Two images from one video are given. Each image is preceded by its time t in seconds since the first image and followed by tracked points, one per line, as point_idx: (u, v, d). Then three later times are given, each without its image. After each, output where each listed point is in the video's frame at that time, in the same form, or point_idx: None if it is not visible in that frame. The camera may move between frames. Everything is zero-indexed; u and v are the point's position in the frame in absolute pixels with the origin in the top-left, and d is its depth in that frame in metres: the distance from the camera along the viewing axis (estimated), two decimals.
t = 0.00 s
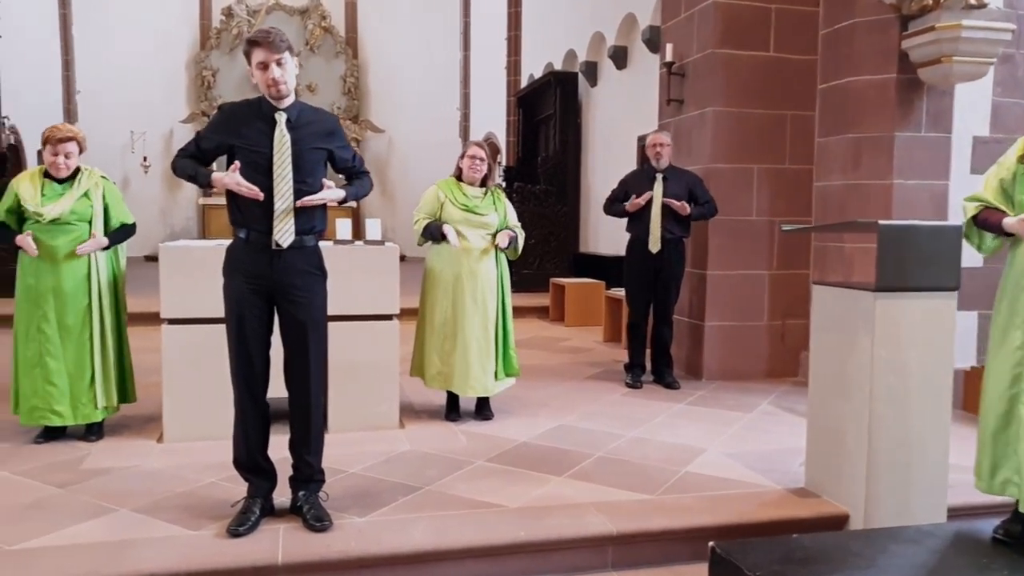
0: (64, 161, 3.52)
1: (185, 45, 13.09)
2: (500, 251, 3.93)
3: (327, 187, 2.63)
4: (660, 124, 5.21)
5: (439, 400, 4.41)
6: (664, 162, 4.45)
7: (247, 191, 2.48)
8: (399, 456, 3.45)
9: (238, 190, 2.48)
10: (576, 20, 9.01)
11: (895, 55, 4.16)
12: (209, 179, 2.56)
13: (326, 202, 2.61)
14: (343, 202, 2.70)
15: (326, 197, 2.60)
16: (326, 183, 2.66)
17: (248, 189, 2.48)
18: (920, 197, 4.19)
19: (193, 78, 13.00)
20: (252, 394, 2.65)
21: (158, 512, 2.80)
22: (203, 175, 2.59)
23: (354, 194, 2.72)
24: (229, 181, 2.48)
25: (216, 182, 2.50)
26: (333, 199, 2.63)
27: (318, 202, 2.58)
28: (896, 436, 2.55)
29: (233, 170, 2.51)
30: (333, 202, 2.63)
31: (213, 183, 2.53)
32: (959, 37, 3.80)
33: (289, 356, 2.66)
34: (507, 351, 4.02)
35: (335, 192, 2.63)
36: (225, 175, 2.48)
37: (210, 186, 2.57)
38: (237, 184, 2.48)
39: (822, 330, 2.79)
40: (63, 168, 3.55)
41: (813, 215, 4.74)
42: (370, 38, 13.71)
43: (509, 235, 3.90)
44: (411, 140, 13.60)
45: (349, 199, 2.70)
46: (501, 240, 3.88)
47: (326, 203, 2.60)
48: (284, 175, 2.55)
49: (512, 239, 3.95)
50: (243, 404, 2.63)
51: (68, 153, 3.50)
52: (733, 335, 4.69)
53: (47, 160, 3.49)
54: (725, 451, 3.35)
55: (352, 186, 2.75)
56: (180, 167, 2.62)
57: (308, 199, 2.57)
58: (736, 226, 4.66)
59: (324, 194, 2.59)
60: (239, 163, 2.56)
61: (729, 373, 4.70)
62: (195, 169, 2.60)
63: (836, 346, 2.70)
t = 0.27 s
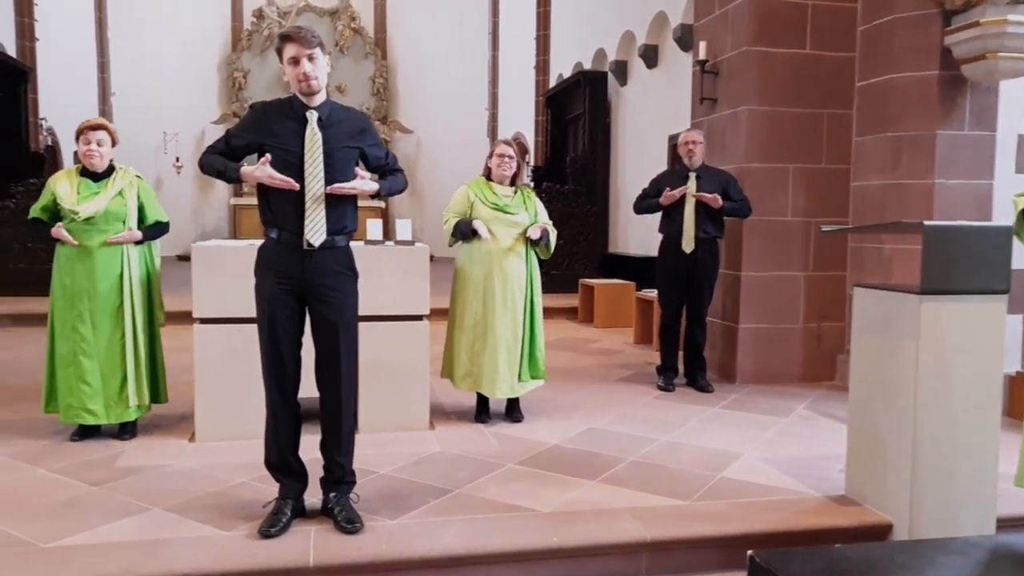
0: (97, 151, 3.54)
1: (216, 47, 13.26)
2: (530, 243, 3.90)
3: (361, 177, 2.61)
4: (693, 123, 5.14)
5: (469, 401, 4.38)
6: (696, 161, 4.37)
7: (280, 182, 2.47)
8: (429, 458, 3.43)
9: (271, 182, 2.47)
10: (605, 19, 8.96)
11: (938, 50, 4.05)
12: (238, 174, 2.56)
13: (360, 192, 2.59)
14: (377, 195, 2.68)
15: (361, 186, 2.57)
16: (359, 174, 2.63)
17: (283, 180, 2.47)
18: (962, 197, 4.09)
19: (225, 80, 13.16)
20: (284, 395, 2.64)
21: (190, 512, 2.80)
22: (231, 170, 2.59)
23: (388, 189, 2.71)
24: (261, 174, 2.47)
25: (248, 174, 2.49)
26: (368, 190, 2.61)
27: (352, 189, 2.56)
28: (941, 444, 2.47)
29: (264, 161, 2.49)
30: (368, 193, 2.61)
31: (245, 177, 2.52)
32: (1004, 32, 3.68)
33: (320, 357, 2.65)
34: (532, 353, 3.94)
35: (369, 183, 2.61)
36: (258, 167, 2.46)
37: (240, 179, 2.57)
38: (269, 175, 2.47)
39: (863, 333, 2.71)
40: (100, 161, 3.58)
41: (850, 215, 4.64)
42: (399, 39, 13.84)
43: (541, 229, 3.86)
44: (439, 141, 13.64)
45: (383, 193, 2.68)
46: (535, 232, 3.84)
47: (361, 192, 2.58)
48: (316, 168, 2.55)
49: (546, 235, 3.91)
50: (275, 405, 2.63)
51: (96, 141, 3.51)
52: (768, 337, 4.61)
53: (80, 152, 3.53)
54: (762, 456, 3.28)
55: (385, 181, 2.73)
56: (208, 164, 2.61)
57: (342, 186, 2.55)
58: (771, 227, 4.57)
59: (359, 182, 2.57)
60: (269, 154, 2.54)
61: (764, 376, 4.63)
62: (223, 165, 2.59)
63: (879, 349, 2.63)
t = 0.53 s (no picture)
0: (137, 145, 3.59)
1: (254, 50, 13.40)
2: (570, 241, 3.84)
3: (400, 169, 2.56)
4: (733, 122, 5.04)
5: (505, 403, 4.35)
6: (738, 159, 4.29)
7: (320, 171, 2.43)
8: (465, 460, 3.40)
9: (310, 172, 2.43)
10: (642, 17, 8.87)
11: (991, 45, 3.92)
12: (276, 168, 2.54)
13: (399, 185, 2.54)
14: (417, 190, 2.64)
15: (399, 180, 2.52)
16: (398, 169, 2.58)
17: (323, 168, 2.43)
18: (1016, 196, 3.95)
19: (263, 81, 13.32)
20: (322, 396, 2.64)
21: (229, 512, 2.81)
22: (268, 165, 2.56)
23: (427, 183, 2.67)
24: (299, 165, 2.43)
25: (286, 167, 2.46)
26: (407, 184, 2.56)
27: (391, 182, 2.51)
28: (999, 454, 2.37)
29: (303, 150, 2.45)
30: (407, 187, 2.56)
31: (283, 171, 2.48)
32: None
33: (358, 358, 2.64)
34: (571, 354, 3.89)
35: (407, 177, 2.56)
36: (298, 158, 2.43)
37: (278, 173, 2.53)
38: (308, 166, 2.43)
39: (915, 338, 2.62)
40: (142, 155, 3.63)
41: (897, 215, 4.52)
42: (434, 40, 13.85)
43: (581, 221, 3.79)
44: (473, 141, 13.65)
45: (423, 188, 2.64)
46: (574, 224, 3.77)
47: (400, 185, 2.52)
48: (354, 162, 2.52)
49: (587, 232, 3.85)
50: (313, 406, 2.62)
51: (136, 136, 3.56)
52: (811, 341, 4.51)
53: (122, 148, 3.60)
54: (807, 463, 3.20)
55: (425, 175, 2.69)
56: (244, 161, 2.59)
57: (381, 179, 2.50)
58: (814, 227, 4.47)
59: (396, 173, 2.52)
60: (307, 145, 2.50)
61: (806, 380, 4.52)
62: (260, 160, 2.57)
63: (932, 355, 2.54)
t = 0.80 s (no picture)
0: (179, 143, 3.65)
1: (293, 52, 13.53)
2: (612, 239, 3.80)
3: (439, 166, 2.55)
4: (775, 120, 4.94)
5: (542, 405, 4.32)
6: (780, 158, 4.20)
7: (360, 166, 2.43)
8: (503, 462, 3.39)
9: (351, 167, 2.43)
10: (680, 14, 8.77)
11: None
12: (316, 164, 2.54)
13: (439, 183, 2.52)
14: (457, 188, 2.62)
15: (438, 177, 2.50)
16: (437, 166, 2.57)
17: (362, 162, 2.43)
18: None
19: (301, 83, 13.47)
20: (360, 396, 2.63)
21: (268, 511, 2.82)
22: (308, 162, 2.57)
23: (470, 181, 2.64)
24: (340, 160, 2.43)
25: (326, 163, 2.46)
26: (446, 181, 2.54)
27: (429, 179, 2.49)
28: None
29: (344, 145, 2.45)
30: (447, 185, 2.54)
31: (323, 167, 2.49)
32: None
33: (396, 358, 2.63)
34: (611, 354, 3.86)
35: (446, 174, 2.54)
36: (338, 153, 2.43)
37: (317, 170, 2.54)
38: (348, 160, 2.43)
39: (971, 343, 2.54)
40: (183, 153, 3.69)
41: (947, 215, 4.39)
42: (470, 40, 13.86)
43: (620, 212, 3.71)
44: (509, 141, 13.65)
45: (463, 185, 2.62)
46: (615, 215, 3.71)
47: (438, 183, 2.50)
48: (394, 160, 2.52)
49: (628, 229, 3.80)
50: (351, 406, 2.62)
51: (178, 134, 3.62)
52: (857, 344, 4.40)
53: (165, 145, 3.66)
54: (853, 469, 3.11)
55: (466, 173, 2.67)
56: (282, 160, 2.59)
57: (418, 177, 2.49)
58: (860, 227, 4.36)
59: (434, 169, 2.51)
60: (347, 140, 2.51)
61: (852, 384, 4.42)
62: (300, 157, 2.57)
63: (988, 361, 2.46)
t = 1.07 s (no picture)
0: (221, 145, 3.69)
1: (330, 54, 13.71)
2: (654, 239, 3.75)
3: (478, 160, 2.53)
4: (817, 120, 4.85)
5: (578, 407, 4.29)
6: (823, 158, 4.11)
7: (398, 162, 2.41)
8: (539, 466, 3.36)
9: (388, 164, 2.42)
10: (718, 13, 8.68)
11: None
12: (354, 162, 2.55)
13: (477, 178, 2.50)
14: (496, 184, 2.59)
15: (476, 171, 2.48)
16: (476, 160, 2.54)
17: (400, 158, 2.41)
18: None
19: (337, 85, 13.60)
20: (398, 398, 2.63)
21: (306, 511, 2.83)
22: (346, 159, 2.57)
23: (509, 179, 2.62)
24: (377, 156, 2.41)
25: (365, 160, 2.44)
26: (484, 175, 2.52)
27: (468, 172, 2.47)
28: None
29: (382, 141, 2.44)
30: (485, 180, 2.52)
31: (360, 165, 2.48)
32: None
33: (433, 360, 2.62)
34: (650, 358, 3.80)
35: (484, 169, 2.51)
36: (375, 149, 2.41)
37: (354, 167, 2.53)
38: (386, 156, 2.41)
39: None
40: (224, 154, 3.74)
41: (998, 216, 4.27)
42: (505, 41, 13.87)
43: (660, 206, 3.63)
44: (544, 142, 13.63)
45: (502, 181, 2.60)
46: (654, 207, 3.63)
47: (476, 176, 2.48)
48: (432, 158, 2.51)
49: (669, 227, 3.73)
50: (389, 407, 2.62)
51: (219, 135, 3.67)
52: (902, 349, 4.29)
53: (207, 146, 3.71)
54: (900, 478, 3.04)
55: (505, 171, 2.64)
56: (319, 159, 2.59)
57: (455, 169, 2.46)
58: (906, 229, 4.26)
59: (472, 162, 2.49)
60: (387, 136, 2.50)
61: (897, 390, 4.31)
62: (338, 155, 2.58)
63: None
